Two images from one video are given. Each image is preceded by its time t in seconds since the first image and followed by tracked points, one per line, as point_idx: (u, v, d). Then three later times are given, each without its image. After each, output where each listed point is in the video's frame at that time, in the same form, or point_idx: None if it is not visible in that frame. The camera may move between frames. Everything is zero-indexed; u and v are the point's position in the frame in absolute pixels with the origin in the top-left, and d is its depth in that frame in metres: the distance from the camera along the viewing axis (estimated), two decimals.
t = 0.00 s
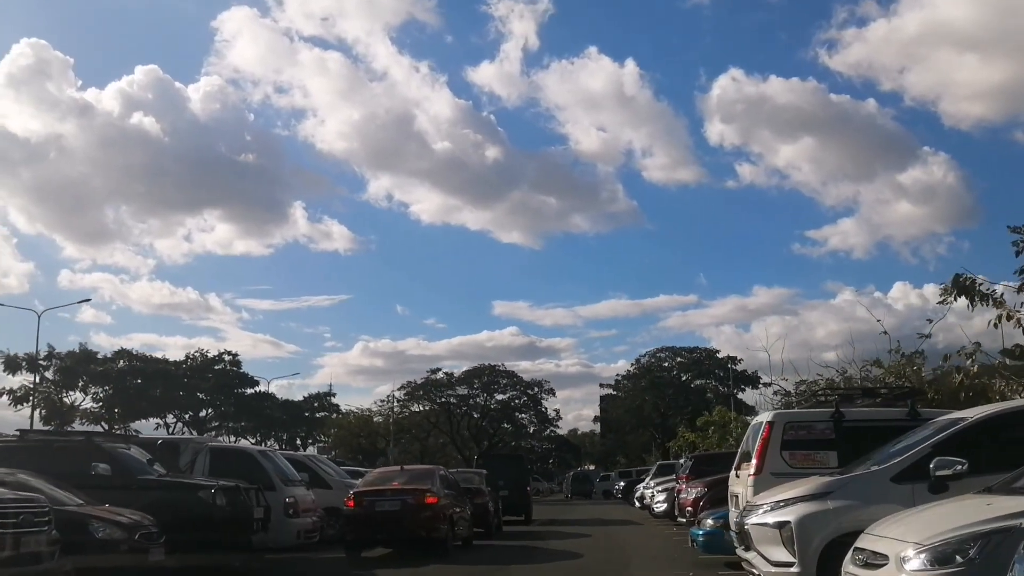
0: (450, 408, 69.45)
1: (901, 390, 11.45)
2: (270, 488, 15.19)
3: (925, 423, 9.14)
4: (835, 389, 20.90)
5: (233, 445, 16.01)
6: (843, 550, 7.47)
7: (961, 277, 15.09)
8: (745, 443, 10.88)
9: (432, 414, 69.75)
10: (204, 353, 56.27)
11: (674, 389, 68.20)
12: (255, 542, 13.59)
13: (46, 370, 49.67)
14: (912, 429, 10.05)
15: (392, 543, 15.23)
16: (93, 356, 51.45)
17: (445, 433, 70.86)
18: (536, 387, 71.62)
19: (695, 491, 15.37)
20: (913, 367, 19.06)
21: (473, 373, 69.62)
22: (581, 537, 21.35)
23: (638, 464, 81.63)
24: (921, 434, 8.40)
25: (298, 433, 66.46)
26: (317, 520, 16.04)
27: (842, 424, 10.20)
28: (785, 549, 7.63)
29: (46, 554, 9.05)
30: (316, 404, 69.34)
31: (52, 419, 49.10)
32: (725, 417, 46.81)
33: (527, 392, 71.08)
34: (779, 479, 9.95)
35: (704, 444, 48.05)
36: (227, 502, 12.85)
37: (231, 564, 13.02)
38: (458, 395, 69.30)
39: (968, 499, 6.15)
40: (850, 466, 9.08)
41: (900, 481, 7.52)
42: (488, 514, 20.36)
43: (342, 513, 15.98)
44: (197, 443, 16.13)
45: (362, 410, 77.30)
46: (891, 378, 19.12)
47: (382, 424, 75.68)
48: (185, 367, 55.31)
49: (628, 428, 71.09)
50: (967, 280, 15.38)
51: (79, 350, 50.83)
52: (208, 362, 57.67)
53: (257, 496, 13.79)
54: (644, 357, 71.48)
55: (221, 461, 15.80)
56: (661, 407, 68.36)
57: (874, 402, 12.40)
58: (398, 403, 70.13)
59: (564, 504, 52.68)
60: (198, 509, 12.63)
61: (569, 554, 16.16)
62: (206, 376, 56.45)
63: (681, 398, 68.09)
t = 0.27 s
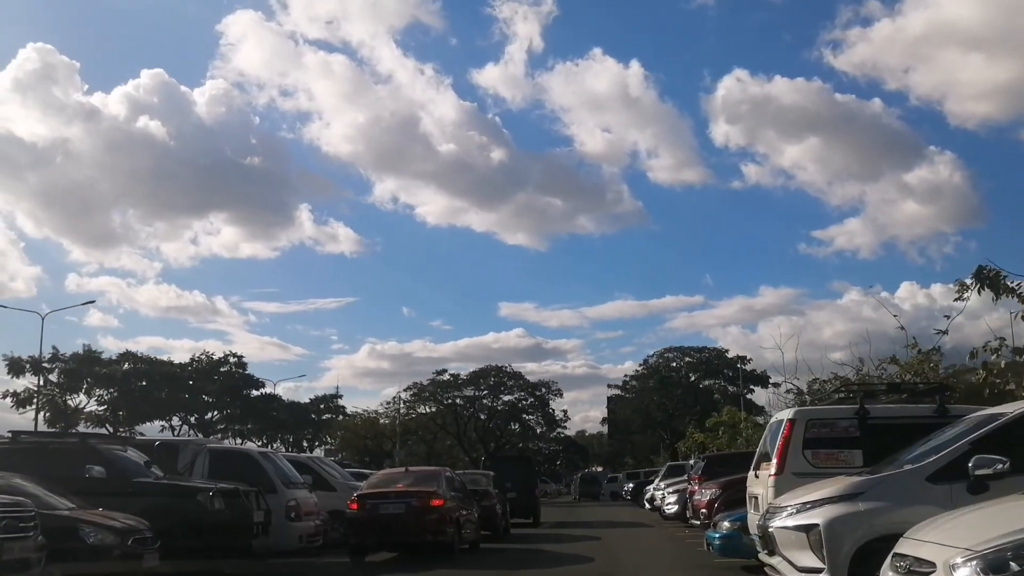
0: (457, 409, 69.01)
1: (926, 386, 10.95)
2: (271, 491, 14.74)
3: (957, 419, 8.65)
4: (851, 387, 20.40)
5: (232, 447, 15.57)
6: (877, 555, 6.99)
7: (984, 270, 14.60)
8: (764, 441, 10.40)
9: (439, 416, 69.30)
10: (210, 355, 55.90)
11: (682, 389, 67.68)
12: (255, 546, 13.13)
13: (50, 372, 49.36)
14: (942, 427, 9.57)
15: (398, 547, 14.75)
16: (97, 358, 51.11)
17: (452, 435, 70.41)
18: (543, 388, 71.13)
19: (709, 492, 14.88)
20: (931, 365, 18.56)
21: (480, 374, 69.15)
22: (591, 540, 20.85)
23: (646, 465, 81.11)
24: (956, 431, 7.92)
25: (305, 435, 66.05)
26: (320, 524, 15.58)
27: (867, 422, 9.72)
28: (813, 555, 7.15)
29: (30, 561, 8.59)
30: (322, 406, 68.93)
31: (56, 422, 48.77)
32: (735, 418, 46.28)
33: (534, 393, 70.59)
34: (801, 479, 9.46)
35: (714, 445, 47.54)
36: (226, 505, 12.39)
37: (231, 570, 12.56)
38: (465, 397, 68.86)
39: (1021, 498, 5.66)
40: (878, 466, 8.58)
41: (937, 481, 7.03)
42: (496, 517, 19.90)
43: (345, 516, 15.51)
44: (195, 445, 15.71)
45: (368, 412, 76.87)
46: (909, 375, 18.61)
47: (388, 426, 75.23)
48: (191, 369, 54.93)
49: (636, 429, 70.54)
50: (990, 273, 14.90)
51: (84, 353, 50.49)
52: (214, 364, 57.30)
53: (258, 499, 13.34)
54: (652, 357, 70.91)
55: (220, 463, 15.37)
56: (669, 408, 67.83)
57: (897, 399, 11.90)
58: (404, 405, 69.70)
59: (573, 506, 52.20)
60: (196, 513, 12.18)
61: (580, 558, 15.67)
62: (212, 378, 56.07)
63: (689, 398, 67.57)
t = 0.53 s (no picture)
0: (466, 407, 68.60)
1: (956, 378, 10.47)
2: (275, 488, 14.32)
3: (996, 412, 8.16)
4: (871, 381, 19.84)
5: (235, 444, 15.16)
6: (914, 556, 6.52)
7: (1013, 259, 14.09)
8: (787, 436, 9.93)
9: (448, 413, 68.90)
10: (218, 352, 55.61)
11: (693, 386, 67.10)
12: (259, 546, 12.70)
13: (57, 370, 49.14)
14: (977, 421, 9.08)
15: (406, 547, 14.30)
16: (105, 355, 50.88)
17: (462, 432, 70.01)
18: (553, 386, 70.60)
19: (727, 490, 14.40)
20: (954, 358, 18.03)
21: (489, 371, 68.70)
22: (605, 539, 20.36)
23: (657, 462, 80.58)
24: (997, 424, 7.42)
25: (314, 433, 65.71)
26: (325, 522, 15.13)
27: (897, 415, 9.22)
28: (848, 556, 6.67)
29: (13, 563, 8.12)
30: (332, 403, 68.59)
31: (64, 420, 48.55)
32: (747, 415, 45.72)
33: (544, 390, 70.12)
34: (829, 476, 8.98)
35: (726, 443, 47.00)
36: (227, 503, 11.95)
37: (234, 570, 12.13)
38: (474, 394, 68.43)
39: None
40: (912, 461, 8.10)
41: (981, 477, 6.55)
42: (506, 515, 19.45)
43: (352, 515, 15.07)
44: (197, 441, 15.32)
45: (376, 410, 76.54)
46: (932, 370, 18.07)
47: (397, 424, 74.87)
48: (199, 366, 54.62)
49: (647, 427, 69.97)
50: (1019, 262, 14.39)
51: (91, 350, 50.23)
52: (223, 362, 57.01)
53: (261, 497, 12.91)
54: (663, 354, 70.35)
55: (223, 461, 14.96)
56: (680, 405, 67.26)
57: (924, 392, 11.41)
58: (413, 402, 69.32)
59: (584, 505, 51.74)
60: (196, 512, 11.76)
61: (593, 558, 15.20)
62: (220, 376, 55.77)
63: (700, 395, 67.01)
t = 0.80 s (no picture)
0: (484, 412, 68.15)
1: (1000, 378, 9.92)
2: (288, 494, 13.91)
3: None
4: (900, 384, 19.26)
5: (248, 449, 14.76)
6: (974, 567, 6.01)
7: None
8: (824, 439, 9.42)
9: (467, 419, 68.46)
10: (236, 358, 55.39)
11: (713, 391, 66.40)
12: (272, 553, 12.28)
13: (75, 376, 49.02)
14: None
15: (423, 555, 13.85)
16: (123, 361, 50.76)
17: (480, 438, 69.55)
18: (571, 391, 70.05)
19: (755, 495, 13.87)
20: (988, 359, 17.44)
21: (507, 376, 68.22)
22: (629, 546, 19.84)
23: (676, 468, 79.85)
24: None
25: (332, 439, 65.39)
26: (341, 529, 14.70)
27: (942, 417, 8.70)
28: (901, 568, 6.17)
29: (10, 572, 7.72)
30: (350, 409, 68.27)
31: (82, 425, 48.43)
32: (770, 420, 45.05)
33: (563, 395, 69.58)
34: (871, 481, 8.46)
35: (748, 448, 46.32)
36: (239, 510, 11.55)
37: None
38: (492, 399, 67.97)
39: None
40: (962, 465, 7.58)
41: None
42: (526, 522, 18.97)
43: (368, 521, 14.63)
44: (209, 446, 14.93)
45: (394, 415, 76.18)
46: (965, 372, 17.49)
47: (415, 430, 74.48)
48: (218, 372, 54.41)
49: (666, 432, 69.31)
50: None
51: (109, 355, 50.11)
52: (241, 368, 56.80)
53: (275, 503, 12.50)
54: (683, 359, 69.70)
55: (236, 465, 14.57)
56: (701, 410, 66.55)
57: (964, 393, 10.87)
58: (431, 408, 68.92)
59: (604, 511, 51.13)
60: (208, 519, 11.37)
61: (616, 567, 14.69)
62: (239, 382, 55.56)
63: (721, 400, 66.31)
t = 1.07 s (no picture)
0: (522, 413, 67.68)
1: None
2: (324, 495, 13.56)
3: None
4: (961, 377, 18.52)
5: (283, 449, 14.44)
6: None
7: None
8: (891, 437, 8.84)
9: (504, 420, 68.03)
10: (276, 360, 55.50)
11: (754, 390, 65.40)
12: (308, 556, 11.94)
13: (117, 379, 49.37)
14: None
15: (462, 558, 13.44)
16: (164, 364, 51.08)
17: (518, 439, 69.12)
18: (610, 391, 69.38)
19: (806, 495, 13.26)
20: None
21: (545, 376, 67.70)
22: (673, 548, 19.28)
23: (717, 468, 78.85)
24: None
25: (371, 440, 65.28)
26: (379, 531, 14.31)
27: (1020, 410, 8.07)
28: None
29: None
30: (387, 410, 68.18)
31: (124, 428, 48.78)
32: (814, 419, 44.11)
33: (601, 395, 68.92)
34: (942, 480, 7.88)
35: (791, 448, 45.41)
36: (273, 513, 11.19)
37: None
38: (530, 400, 67.51)
39: None
40: None
41: None
42: (568, 523, 18.47)
43: (406, 523, 14.24)
44: (245, 446, 14.64)
45: (432, 416, 75.96)
46: None
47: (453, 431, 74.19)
48: (257, 375, 54.52)
49: (707, 432, 68.41)
50: None
51: (149, 359, 50.41)
52: (280, 370, 56.91)
53: (311, 505, 12.15)
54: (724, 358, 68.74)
55: (271, 466, 14.26)
56: (742, 410, 65.58)
57: None
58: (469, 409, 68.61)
59: (645, 512, 50.41)
60: (242, 521, 11.05)
61: (662, 570, 14.12)
62: (278, 384, 55.64)
63: (762, 399, 65.29)
